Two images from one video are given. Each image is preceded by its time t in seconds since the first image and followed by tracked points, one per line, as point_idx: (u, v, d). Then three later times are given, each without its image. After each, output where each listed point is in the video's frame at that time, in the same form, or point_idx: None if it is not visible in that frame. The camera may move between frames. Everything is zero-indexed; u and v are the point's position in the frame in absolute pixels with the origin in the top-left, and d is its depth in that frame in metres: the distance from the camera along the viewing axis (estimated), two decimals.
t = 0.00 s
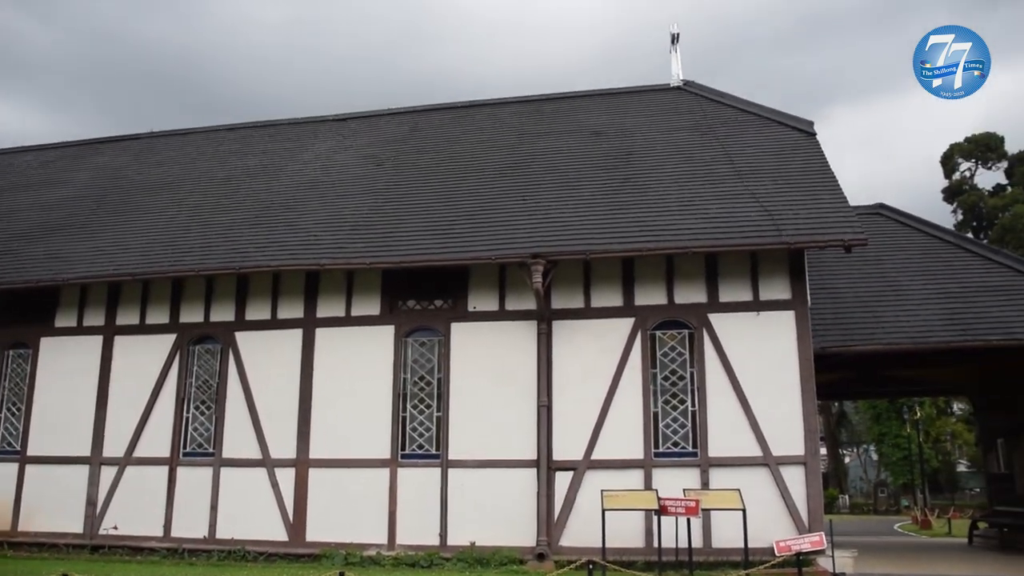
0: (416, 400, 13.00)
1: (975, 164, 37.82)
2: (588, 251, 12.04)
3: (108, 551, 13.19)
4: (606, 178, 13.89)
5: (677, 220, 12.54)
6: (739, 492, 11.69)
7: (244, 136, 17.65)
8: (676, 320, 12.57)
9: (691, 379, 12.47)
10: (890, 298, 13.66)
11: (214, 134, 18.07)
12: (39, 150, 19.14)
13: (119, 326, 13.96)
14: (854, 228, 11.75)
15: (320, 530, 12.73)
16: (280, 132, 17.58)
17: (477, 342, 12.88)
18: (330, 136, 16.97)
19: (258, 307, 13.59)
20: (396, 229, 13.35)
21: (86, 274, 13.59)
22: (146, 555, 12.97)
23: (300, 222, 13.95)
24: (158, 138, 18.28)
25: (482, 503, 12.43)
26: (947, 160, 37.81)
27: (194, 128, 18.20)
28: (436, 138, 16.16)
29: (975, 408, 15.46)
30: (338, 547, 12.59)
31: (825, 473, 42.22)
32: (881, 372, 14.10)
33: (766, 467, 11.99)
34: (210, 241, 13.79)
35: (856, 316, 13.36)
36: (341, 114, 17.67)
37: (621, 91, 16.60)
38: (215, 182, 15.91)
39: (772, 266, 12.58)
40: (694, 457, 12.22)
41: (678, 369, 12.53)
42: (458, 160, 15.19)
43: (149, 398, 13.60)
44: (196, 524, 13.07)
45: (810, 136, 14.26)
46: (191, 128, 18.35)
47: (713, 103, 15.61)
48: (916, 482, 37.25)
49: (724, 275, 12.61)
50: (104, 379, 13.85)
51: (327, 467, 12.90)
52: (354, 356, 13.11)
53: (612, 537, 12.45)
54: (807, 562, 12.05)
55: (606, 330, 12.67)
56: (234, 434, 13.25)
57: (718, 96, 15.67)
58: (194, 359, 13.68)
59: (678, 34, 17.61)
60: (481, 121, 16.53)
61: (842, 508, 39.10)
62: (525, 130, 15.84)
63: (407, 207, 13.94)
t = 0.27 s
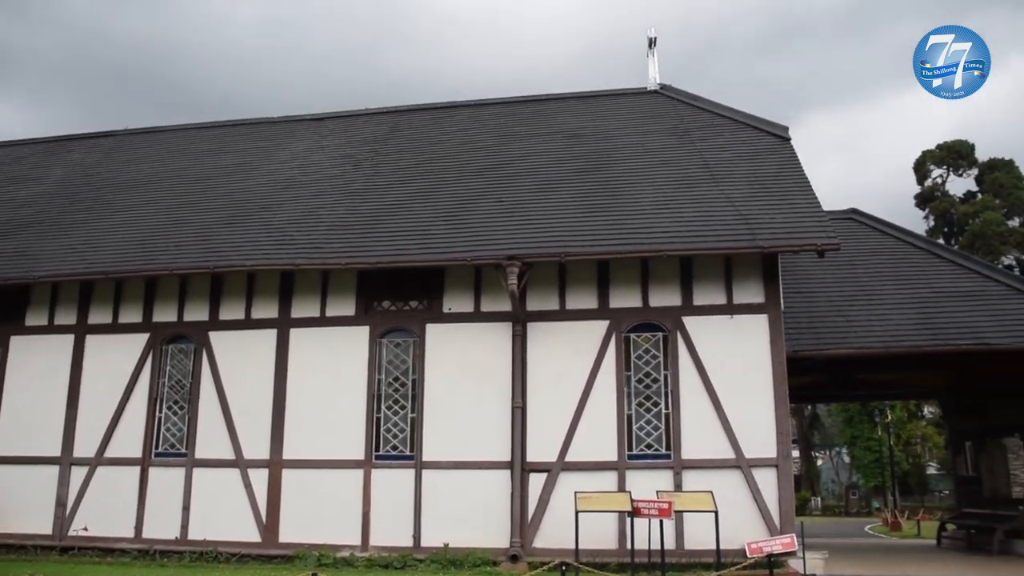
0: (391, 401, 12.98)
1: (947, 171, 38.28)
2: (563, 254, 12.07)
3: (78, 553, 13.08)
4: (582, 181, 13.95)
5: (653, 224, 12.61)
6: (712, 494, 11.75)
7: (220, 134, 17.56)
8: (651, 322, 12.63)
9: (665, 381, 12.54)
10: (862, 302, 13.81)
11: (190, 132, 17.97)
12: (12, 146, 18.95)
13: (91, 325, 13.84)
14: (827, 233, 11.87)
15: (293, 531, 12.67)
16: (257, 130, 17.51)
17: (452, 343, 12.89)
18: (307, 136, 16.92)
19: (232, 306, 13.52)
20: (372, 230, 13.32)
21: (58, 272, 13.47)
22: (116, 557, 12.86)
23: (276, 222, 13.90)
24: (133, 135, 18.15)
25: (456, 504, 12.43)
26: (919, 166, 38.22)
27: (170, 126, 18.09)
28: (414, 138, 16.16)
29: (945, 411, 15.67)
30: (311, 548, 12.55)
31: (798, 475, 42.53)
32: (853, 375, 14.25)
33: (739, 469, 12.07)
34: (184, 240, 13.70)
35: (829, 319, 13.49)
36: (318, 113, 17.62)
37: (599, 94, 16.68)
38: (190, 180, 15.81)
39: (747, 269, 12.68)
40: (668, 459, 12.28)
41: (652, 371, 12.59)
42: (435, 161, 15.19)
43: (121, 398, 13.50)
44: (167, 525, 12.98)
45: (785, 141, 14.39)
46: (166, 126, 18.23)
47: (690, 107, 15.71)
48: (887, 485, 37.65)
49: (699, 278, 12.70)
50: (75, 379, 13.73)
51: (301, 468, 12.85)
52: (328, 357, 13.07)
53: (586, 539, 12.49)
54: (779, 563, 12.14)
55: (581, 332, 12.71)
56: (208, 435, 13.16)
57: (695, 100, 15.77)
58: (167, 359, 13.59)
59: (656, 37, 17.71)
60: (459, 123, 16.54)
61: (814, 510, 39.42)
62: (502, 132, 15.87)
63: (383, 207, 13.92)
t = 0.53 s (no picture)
0: (367, 401, 12.96)
1: (922, 176, 38.65)
2: (541, 254, 12.10)
3: (50, 553, 12.96)
4: (561, 181, 13.98)
5: (630, 225, 12.67)
6: (687, 494, 11.82)
7: (197, 132, 17.46)
8: (627, 324, 12.69)
9: (642, 382, 12.60)
10: (836, 305, 13.94)
11: (166, 128, 17.85)
12: None
13: (64, 323, 13.73)
14: (803, 235, 11.97)
15: (268, 530, 12.62)
16: (235, 128, 17.42)
17: (429, 343, 12.88)
18: (285, 134, 16.85)
19: (208, 305, 13.45)
20: (350, 229, 13.30)
21: (31, 269, 13.34)
22: (89, 557, 12.76)
23: (253, 220, 13.83)
24: (109, 131, 18.01)
25: (432, 504, 12.43)
26: (897, 170, 38.72)
27: (146, 123, 17.96)
28: (392, 138, 16.14)
29: (918, 413, 15.84)
30: (287, 548, 12.51)
31: (773, 475, 42.78)
32: (828, 377, 14.37)
33: (714, 469, 12.15)
34: (160, 238, 13.61)
35: (804, 321, 13.60)
36: (297, 112, 17.56)
37: (577, 95, 16.73)
38: (166, 177, 15.71)
39: (723, 271, 12.76)
40: (644, 459, 12.34)
41: (628, 372, 12.64)
42: (414, 161, 15.18)
43: (94, 396, 13.39)
44: (141, 525, 12.89)
45: (762, 144, 14.50)
46: (142, 123, 18.10)
47: (668, 109, 15.79)
48: (860, 485, 38.02)
49: (675, 280, 12.77)
50: (48, 377, 13.61)
51: (277, 468, 12.80)
52: (304, 356, 13.03)
53: (562, 539, 12.52)
54: (753, 563, 12.23)
55: (558, 332, 12.74)
56: (183, 434, 13.08)
57: (673, 103, 15.86)
58: (141, 358, 13.50)
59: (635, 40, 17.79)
60: (438, 122, 16.53)
61: (789, 510, 39.67)
62: (481, 132, 15.88)
63: (361, 207, 13.90)
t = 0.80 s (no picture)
0: (345, 399, 12.94)
1: (899, 178, 39.01)
2: (519, 254, 12.12)
3: (24, 552, 12.86)
4: (540, 181, 14.02)
5: (609, 225, 12.72)
6: (664, 494, 11.88)
7: (176, 128, 17.36)
8: (605, 323, 12.74)
9: (619, 381, 12.65)
10: (813, 305, 14.06)
11: (145, 124, 17.73)
12: None
13: (39, 320, 13.62)
14: (780, 236, 12.06)
15: (245, 529, 12.58)
16: (214, 124, 17.34)
17: (407, 341, 12.88)
18: (265, 131, 16.79)
19: (186, 302, 13.39)
20: (329, 227, 13.27)
21: (6, 265, 13.22)
22: (63, 556, 12.66)
23: (231, 217, 13.78)
24: (86, 126, 17.87)
25: (410, 503, 12.43)
26: (874, 172, 39.04)
27: (125, 118, 17.84)
28: (373, 136, 16.12)
29: (893, 413, 16.00)
30: (263, 547, 12.47)
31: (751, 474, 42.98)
32: (804, 377, 14.49)
33: (691, 468, 12.22)
34: (137, 235, 13.52)
35: (780, 322, 13.71)
36: (277, 109, 17.51)
37: (558, 95, 16.77)
38: (145, 174, 15.61)
39: (701, 272, 12.84)
40: (621, 458, 12.39)
41: (606, 372, 12.70)
42: (394, 159, 15.17)
43: (70, 394, 13.30)
44: (116, 523, 12.81)
45: (740, 145, 14.60)
46: (121, 118, 17.97)
47: (648, 110, 15.86)
48: (836, 484, 38.30)
49: (654, 280, 12.83)
50: (22, 374, 13.50)
51: (254, 466, 12.76)
52: (282, 354, 13.00)
53: (540, 538, 12.56)
54: (728, 561, 12.32)
55: (536, 331, 12.78)
56: (159, 432, 13.01)
57: (653, 104, 15.94)
58: (118, 355, 13.41)
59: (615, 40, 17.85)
60: (419, 121, 16.53)
61: (766, 510, 39.78)
62: (462, 131, 15.89)
63: (341, 205, 13.87)
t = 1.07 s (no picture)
0: (324, 396, 12.92)
1: (877, 178, 39.33)
2: (499, 252, 12.14)
3: None
4: (521, 179, 14.04)
5: (588, 224, 12.76)
6: (642, 491, 11.95)
7: (155, 123, 17.25)
8: (584, 321, 12.78)
9: (598, 379, 12.70)
10: (790, 305, 14.16)
11: (123, 119, 17.61)
12: None
13: (15, 316, 13.52)
14: (758, 236, 12.15)
15: (223, 527, 12.53)
16: (194, 120, 17.25)
17: (387, 339, 12.88)
18: (245, 127, 16.72)
19: (164, 299, 13.32)
20: (309, 224, 13.24)
21: None
22: (38, 554, 12.57)
23: (210, 214, 13.71)
24: (63, 121, 17.72)
25: (389, 500, 12.43)
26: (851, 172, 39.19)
27: (102, 113, 17.71)
28: (353, 132, 16.09)
29: (870, 412, 16.14)
30: (241, 545, 12.44)
31: (730, 472, 43.16)
32: (782, 376, 14.60)
33: (669, 466, 12.29)
34: (114, 231, 13.44)
35: (759, 321, 13.80)
36: (257, 105, 17.43)
37: (539, 93, 16.79)
38: (123, 169, 15.51)
39: (680, 271, 12.90)
40: (600, 456, 12.44)
41: (585, 370, 12.73)
42: (375, 156, 15.15)
43: (45, 391, 13.21)
44: (92, 521, 12.73)
45: (720, 145, 14.67)
46: (98, 113, 17.84)
47: (628, 109, 15.92)
48: (814, 482, 38.56)
49: (633, 279, 12.89)
50: None
51: (232, 464, 12.72)
52: (261, 351, 12.96)
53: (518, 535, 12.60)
54: (706, 558, 12.41)
55: (515, 329, 12.80)
56: (136, 430, 12.94)
57: (633, 103, 15.99)
58: (94, 351, 13.33)
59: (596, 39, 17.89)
60: (400, 118, 16.51)
61: (744, 507, 39.80)
62: (443, 129, 15.89)
63: (321, 202, 13.84)
